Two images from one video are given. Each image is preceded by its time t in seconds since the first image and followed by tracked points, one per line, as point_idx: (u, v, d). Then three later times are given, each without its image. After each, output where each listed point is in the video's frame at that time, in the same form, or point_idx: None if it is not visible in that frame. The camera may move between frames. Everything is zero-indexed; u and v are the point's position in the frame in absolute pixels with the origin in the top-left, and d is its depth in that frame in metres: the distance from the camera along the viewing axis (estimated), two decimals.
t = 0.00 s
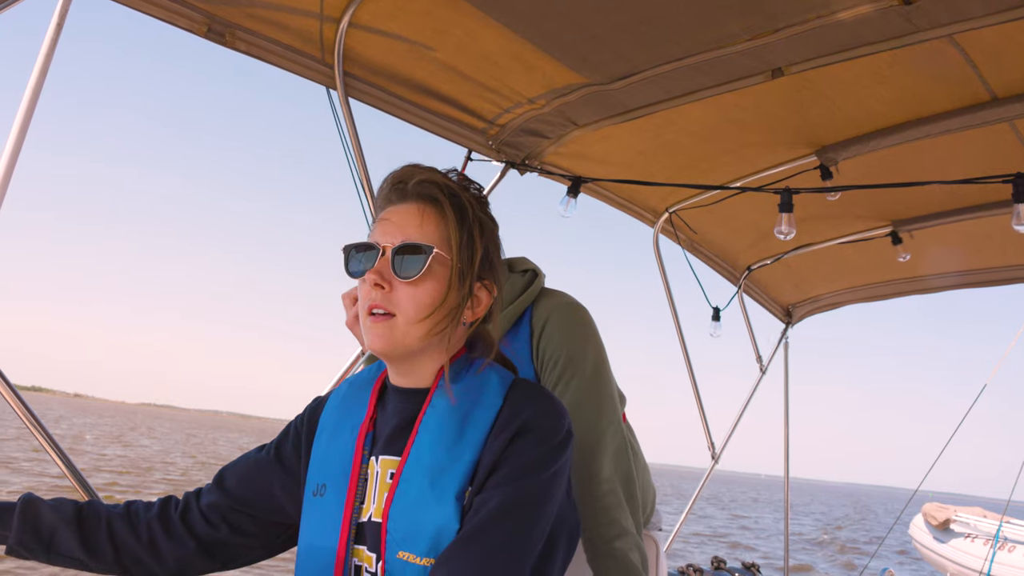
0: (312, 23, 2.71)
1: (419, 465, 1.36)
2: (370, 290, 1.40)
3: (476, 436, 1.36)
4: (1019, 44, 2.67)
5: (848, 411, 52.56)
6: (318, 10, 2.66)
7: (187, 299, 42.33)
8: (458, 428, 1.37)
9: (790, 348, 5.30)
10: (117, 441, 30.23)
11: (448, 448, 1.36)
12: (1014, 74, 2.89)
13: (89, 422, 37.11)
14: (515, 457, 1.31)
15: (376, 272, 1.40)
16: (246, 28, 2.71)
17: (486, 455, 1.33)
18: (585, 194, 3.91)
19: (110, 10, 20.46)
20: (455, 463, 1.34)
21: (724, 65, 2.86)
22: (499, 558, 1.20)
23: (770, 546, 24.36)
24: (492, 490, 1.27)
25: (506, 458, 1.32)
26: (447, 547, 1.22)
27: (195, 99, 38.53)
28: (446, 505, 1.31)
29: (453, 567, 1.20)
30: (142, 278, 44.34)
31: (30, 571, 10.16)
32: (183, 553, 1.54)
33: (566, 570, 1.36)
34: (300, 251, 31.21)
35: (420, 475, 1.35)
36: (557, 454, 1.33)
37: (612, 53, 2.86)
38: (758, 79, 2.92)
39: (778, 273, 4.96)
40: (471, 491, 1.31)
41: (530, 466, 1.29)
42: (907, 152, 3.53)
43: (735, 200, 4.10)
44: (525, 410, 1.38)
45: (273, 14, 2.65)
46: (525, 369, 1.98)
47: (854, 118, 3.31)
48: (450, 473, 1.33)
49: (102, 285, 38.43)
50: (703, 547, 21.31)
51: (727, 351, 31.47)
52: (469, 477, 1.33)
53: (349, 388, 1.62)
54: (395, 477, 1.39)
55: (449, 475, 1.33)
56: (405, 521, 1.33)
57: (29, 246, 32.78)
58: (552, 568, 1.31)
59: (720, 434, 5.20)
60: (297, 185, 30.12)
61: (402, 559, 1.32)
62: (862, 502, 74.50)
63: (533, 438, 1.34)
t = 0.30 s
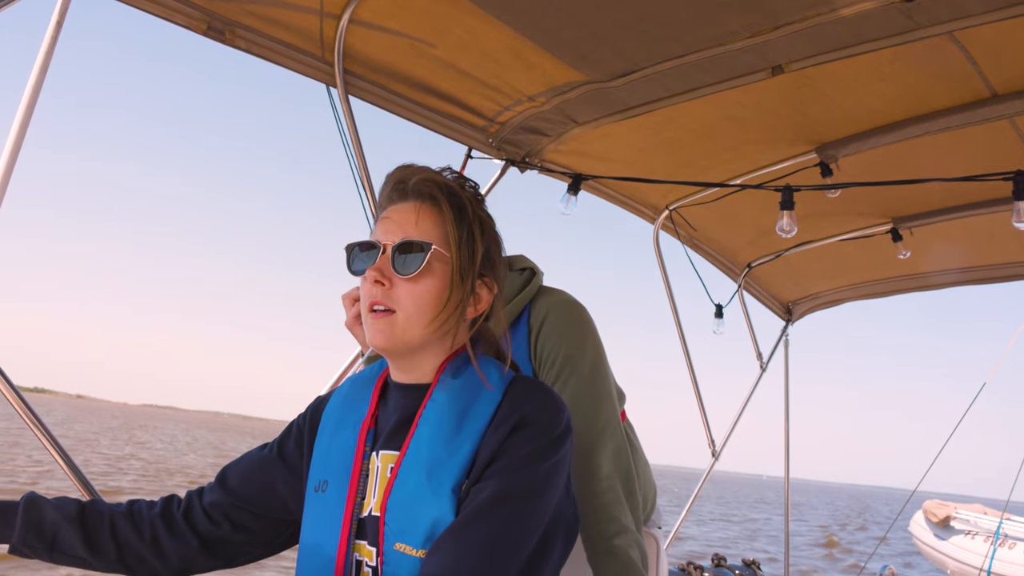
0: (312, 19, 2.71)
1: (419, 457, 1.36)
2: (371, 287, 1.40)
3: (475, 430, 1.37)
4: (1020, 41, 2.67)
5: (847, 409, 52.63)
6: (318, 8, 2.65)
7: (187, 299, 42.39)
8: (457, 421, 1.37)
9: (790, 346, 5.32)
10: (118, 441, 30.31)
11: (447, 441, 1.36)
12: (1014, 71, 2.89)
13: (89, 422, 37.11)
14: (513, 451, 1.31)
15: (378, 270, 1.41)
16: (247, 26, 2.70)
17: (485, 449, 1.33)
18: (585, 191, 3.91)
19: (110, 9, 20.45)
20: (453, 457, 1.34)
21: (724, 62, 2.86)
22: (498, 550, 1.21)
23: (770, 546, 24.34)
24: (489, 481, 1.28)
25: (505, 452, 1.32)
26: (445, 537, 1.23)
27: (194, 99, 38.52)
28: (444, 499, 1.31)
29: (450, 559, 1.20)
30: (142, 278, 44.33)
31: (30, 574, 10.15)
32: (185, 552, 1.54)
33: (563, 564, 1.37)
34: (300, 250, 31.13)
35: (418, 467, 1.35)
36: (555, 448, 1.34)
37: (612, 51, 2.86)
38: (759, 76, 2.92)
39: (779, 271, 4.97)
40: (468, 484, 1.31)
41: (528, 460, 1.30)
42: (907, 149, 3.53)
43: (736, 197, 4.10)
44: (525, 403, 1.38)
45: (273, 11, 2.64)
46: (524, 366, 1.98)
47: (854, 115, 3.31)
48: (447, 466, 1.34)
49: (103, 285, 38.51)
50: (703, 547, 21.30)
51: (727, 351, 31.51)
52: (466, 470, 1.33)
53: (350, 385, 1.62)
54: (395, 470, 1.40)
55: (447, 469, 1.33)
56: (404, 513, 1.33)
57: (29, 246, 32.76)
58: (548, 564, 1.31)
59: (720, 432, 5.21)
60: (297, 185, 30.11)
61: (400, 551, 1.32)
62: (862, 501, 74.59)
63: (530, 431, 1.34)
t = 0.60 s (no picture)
0: (312, 18, 2.71)
1: (420, 453, 1.36)
2: (368, 291, 1.40)
3: (477, 427, 1.36)
4: (1020, 38, 2.67)
5: (848, 407, 52.64)
6: (318, 6, 2.66)
7: (188, 299, 42.37)
8: (457, 421, 1.37)
9: (791, 343, 5.31)
10: (120, 442, 30.33)
11: (448, 438, 1.36)
12: (1014, 67, 2.88)
13: (90, 422, 37.10)
14: (514, 450, 1.31)
15: (373, 275, 1.41)
16: (247, 24, 2.70)
17: (485, 446, 1.34)
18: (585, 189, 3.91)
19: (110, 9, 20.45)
20: (453, 454, 1.34)
21: (725, 60, 2.86)
22: (499, 547, 1.22)
23: (771, 546, 24.32)
24: (490, 476, 1.28)
25: (507, 447, 1.32)
26: (446, 532, 1.24)
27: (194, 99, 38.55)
28: (444, 496, 1.32)
29: (451, 553, 1.21)
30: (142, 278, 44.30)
31: None
32: (190, 550, 1.55)
33: (564, 563, 1.37)
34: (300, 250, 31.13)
35: (419, 464, 1.36)
36: (557, 443, 1.35)
37: (612, 48, 2.86)
38: (759, 74, 2.92)
39: (779, 268, 4.97)
40: (469, 479, 1.32)
41: (528, 456, 1.30)
42: (907, 146, 3.53)
43: (736, 195, 4.10)
44: (527, 401, 1.38)
45: (272, 9, 2.63)
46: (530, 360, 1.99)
47: (854, 112, 3.31)
48: (448, 462, 1.34)
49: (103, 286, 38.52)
50: (704, 548, 21.28)
51: (728, 351, 31.49)
52: (467, 466, 1.34)
53: (354, 384, 1.62)
54: (398, 466, 1.40)
55: (447, 465, 1.34)
56: (405, 510, 1.34)
57: (29, 246, 32.74)
58: (548, 562, 1.31)
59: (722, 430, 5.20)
60: (297, 185, 30.09)
61: (401, 547, 1.33)
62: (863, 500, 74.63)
63: (532, 428, 1.34)
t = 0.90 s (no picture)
0: (312, 19, 2.71)
1: (420, 455, 1.36)
2: (362, 302, 1.40)
3: (476, 426, 1.37)
4: (1020, 38, 2.67)
5: (849, 407, 52.62)
6: (319, 6, 2.66)
7: (188, 300, 42.39)
8: (456, 421, 1.37)
9: (791, 343, 5.32)
10: (121, 444, 30.34)
11: (448, 440, 1.36)
12: (1015, 68, 2.88)
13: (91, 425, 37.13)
14: (514, 453, 1.31)
15: (364, 286, 1.41)
16: (247, 25, 2.71)
17: (485, 446, 1.34)
18: (585, 190, 3.91)
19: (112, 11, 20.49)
20: (452, 455, 1.35)
21: (725, 61, 2.86)
22: (499, 546, 1.23)
23: (771, 548, 24.34)
24: (489, 476, 1.29)
25: (507, 446, 1.32)
26: (445, 532, 1.24)
27: (193, 101, 38.61)
28: (444, 497, 1.32)
29: (449, 554, 1.21)
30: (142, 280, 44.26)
31: None
32: (192, 553, 1.55)
33: (565, 564, 1.37)
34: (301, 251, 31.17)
35: (418, 465, 1.36)
36: (557, 442, 1.35)
37: (612, 48, 2.86)
38: (759, 74, 2.92)
39: (779, 268, 4.97)
40: (469, 480, 1.32)
41: (527, 456, 1.31)
42: (907, 146, 3.53)
43: (736, 195, 4.10)
44: (526, 402, 1.39)
45: (273, 10, 2.64)
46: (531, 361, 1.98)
47: (854, 112, 3.31)
48: (448, 463, 1.34)
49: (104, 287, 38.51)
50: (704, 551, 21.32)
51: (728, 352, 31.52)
52: (468, 466, 1.34)
53: (355, 384, 1.62)
54: (397, 467, 1.40)
55: (446, 466, 1.34)
56: (405, 511, 1.34)
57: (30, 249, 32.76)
58: (548, 562, 1.32)
59: (722, 430, 5.20)
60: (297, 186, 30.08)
61: (401, 548, 1.33)
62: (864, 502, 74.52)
63: (532, 428, 1.34)
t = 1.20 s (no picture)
0: (313, 21, 2.72)
1: (415, 460, 1.36)
2: (354, 314, 1.40)
3: (473, 429, 1.36)
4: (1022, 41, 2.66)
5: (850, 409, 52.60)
6: (319, 8, 2.66)
7: (188, 301, 42.39)
8: (452, 426, 1.37)
9: (792, 346, 5.32)
10: (122, 444, 30.40)
11: (443, 443, 1.36)
12: (1015, 72, 2.88)
13: (91, 426, 37.12)
14: (511, 456, 1.31)
15: (353, 298, 1.40)
16: (247, 28, 2.71)
17: (481, 450, 1.33)
18: (585, 192, 3.91)
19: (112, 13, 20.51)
20: (449, 458, 1.34)
21: (726, 63, 2.86)
22: (498, 552, 1.22)
23: (770, 550, 24.32)
24: (485, 481, 1.28)
25: (503, 451, 1.32)
26: (441, 537, 1.23)
27: (192, 102, 38.62)
28: (440, 501, 1.31)
29: (446, 559, 1.21)
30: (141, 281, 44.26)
31: None
32: (191, 558, 1.55)
33: (565, 565, 1.37)
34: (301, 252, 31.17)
35: (414, 468, 1.36)
36: (550, 444, 1.35)
37: (614, 51, 2.85)
38: (760, 78, 2.91)
39: (781, 271, 4.97)
40: (465, 484, 1.31)
41: (524, 459, 1.31)
42: (907, 150, 3.53)
43: (736, 198, 4.10)
44: (522, 405, 1.39)
45: (273, 12, 2.65)
46: (538, 362, 2.16)
47: (855, 116, 3.31)
48: (443, 467, 1.34)
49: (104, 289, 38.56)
50: (704, 553, 21.31)
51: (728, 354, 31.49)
52: (464, 471, 1.33)
53: (352, 388, 1.62)
54: (393, 472, 1.40)
55: (442, 470, 1.34)
56: (402, 515, 1.33)
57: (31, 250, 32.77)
58: (546, 562, 1.32)
59: (723, 433, 5.20)
60: (297, 187, 30.10)
61: (397, 552, 1.33)
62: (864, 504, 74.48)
63: (529, 432, 1.34)
